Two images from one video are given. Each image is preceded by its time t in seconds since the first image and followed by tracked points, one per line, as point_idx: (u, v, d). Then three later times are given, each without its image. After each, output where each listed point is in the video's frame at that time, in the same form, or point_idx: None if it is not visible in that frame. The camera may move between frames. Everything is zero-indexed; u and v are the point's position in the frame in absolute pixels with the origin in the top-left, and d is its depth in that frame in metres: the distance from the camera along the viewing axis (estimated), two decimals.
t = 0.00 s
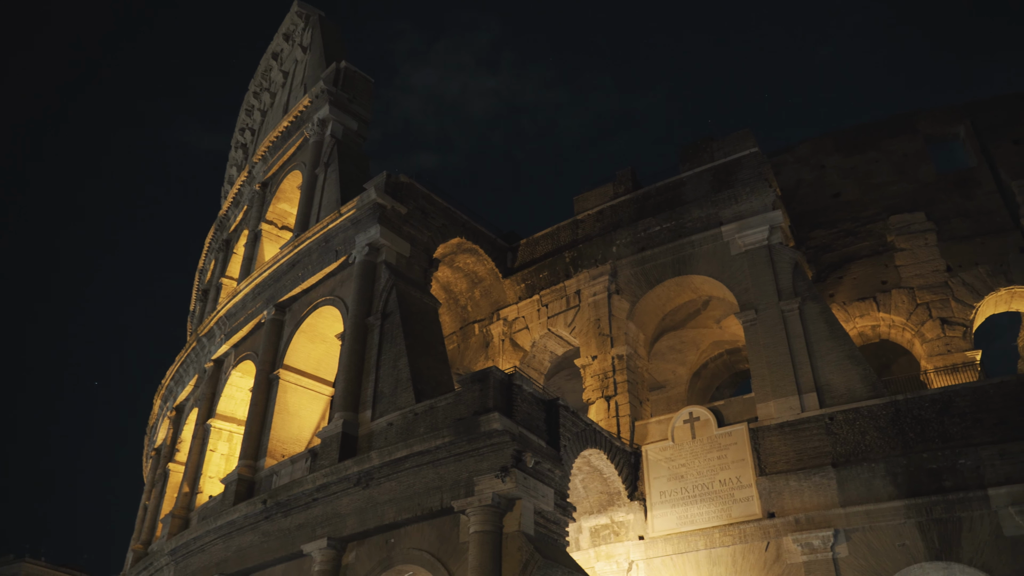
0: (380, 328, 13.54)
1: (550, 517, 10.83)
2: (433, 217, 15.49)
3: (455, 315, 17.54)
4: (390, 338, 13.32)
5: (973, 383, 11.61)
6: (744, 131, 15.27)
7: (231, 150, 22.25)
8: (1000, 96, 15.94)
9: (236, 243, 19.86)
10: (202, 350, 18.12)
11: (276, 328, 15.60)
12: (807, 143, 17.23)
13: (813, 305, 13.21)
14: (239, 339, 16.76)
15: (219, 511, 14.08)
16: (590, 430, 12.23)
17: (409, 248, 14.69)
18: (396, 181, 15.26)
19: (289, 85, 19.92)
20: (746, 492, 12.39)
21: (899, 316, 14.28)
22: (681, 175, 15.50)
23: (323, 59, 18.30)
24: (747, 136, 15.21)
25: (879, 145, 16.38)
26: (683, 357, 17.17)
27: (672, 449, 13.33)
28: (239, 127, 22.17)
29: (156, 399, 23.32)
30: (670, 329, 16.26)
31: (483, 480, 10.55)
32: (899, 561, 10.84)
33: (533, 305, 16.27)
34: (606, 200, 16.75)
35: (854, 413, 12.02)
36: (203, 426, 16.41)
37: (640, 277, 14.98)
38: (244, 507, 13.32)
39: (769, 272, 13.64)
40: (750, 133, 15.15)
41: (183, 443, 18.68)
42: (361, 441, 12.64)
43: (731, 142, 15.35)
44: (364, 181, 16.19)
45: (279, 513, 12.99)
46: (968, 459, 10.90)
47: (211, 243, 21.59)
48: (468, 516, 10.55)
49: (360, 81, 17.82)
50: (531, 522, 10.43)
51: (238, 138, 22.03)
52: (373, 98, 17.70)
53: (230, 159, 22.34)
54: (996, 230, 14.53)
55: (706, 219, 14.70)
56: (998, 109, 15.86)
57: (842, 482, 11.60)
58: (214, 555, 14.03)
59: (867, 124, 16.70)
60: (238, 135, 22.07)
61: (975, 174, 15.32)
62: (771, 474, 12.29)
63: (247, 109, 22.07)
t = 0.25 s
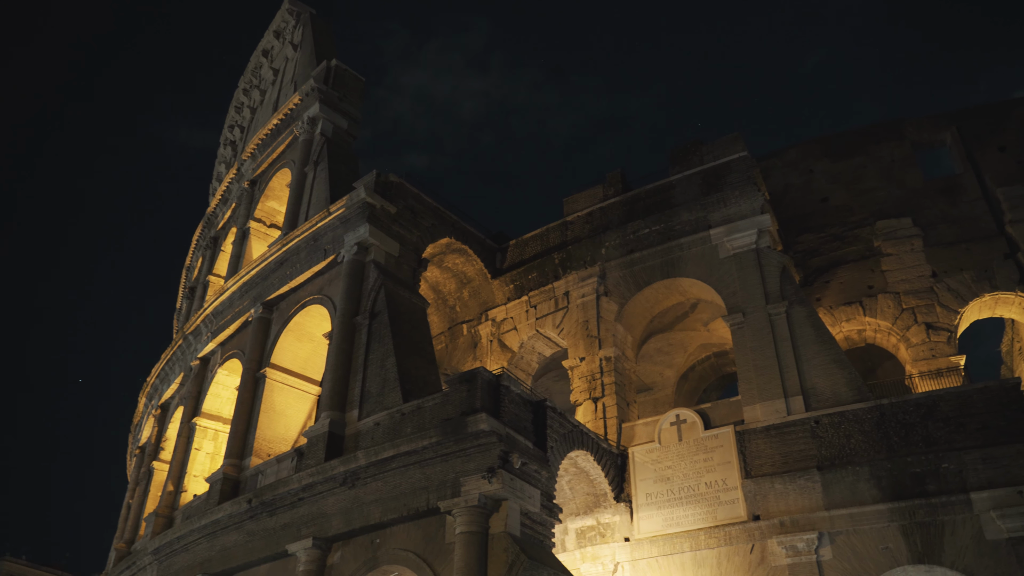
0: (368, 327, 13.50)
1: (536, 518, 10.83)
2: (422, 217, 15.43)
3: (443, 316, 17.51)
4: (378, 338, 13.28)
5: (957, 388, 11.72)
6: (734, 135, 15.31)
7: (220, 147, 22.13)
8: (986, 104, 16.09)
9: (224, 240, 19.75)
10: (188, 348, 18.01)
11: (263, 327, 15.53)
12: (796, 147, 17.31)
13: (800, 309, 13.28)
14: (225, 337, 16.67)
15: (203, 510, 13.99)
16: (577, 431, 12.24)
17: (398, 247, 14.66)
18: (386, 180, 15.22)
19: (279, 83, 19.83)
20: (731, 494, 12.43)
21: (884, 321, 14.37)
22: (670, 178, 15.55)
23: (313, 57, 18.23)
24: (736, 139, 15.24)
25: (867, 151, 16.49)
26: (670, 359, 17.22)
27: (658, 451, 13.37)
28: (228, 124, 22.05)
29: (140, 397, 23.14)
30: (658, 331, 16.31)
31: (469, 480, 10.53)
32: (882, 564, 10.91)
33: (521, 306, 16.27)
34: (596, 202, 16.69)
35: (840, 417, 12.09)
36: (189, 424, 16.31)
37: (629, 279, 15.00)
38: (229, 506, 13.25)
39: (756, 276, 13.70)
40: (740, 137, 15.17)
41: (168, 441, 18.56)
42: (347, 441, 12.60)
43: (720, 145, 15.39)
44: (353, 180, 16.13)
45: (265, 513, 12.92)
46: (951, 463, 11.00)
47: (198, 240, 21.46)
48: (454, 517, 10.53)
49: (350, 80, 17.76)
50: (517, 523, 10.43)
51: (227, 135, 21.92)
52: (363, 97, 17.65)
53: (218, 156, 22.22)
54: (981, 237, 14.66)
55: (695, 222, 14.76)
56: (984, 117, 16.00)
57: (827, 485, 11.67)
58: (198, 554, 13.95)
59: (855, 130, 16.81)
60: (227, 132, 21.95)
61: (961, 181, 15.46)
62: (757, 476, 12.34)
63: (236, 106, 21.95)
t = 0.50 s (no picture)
0: (353, 326, 13.46)
1: (519, 519, 10.83)
2: (408, 216, 15.39)
3: (428, 315, 17.47)
4: (363, 337, 13.24)
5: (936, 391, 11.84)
6: (720, 138, 15.38)
7: (205, 144, 21.98)
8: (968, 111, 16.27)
9: (208, 238, 19.62)
10: (171, 346, 17.87)
11: (246, 325, 15.44)
12: (781, 151, 17.42)
13: (784, 312, 13.36)
14: (208, 335, 16.56)
15: (184, 509, 13.89)
16: (561, 432, 12.25)
17: (383, 246, 14.62)
18: (372, 179, 15.17)
19: (265, 80, 19.73)
20: (713, 496, 12.50)
21: (866, 324, 14.48)
22: (656, 180, 15.60)
23: (300, 55, 18.15)
24: (723, 143, 15.31)
25: (851, 156, 16.62)
26: (654, 361, 17.29)
27: (642, 452, 13.41)
28: (213, 121, 21.91)
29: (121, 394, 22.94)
30: (642, 332, 16.35)
31: (452, 481, 10.52)
32: (861, 566, 11.00)
33: (506, 306, 16.27)
34: (582, 204, 16.75)
35: (821, 420, 12.18)
36: (170, 422, 16.18)
37: (614, 281, 15.03)
38: (210, 505, 13.16)
39: (740, 278, 13.78)
40: (726, 140, 15.27)
41: (149, 439, 18.41)
42: (330, 440, 12.55)
43: (706, 148, 15.47)
44: (339, 179, 16.07)
45: (246, 511, 12.85)
46: (930, 466, 11.12)
47: (181, 237, 21.30)
48: (437, 517, 10.52)
49: (337, 78, 17.69)
50: (500, 523, 10.42)
51: (212, 131, 21.77)
52: (351, 95, 17.59)
53: (203, 153, 22.07)
54: (962, 242, 14.82)
55: (681, 224, 14.81)
56: (966, 124, 16.17)
57: (808, 487, 11.76)
58: (179, 553, 13.84)
59: (839, 135, 16.95)
60: (212, 128, 21.81)
61: (943, 187, 15.62)
62: (739, 478, 12.41)
63: (222, 103, 21.81)
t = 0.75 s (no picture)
0: (335, 324, 13.40)
1: (500, 519, 10.81)
2: (392, 215, 15.33)
3: (411, 314, 17.41)
4: (345, 335, 13.18)
5: (914, 394, 11.96)
6: (704, 140, 15.45)
7: (187, 139, 21.80)
8: (948, 117, 16.45)
9: (189, 233, 19.46)
10: (150, 342, 17.72)
11: (227, 322, 15.33)
12: (764, 155, 17.53)
13: (765, 314, 13.44)
14: (188, 332, 16.43)
15: (162, 506, 13.77)
16: (542, 432, 12.26)
17: (366, 244, 14.56)
18: (356, 177, 15.12)
19: (249, 75, 19.60)
20: (693, 496, 12.56)
21: (846, 328, 14.58)
22: (640, 182, 15.64)
23: (285, 50, 18.04)
24: (707, 145, 15.38)
25: (833, 160, 16.76)
26: (636, 362, 17.35)
27: (623, 452, 13.45)
28: (196, 116, 21.74)
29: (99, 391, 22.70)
30: (624, 333, 16.39)
31: (433, 480, 10.50)
32: (839, 567, 11.09)
33: (489, 306, 16.26)
34: (566, 204, 16.77)
35: (801, 421, 12.27)
36: (149, 419, 16.05)
37: (597, 281, 15.06)
38: (188, 503, 13.05)
39: (723, 280, 13.85)
40: (710, 142, 15.33)
41: (127, 436, 18.24)
42: (311, 438, 12.49)
43: (690, 150, 15.53)
44: (323, 176, 16.00)
45: (225, 510, 12.76)
46: (907, 469, 11.24)
47: (162, 232, 21.11)
48: (417, 516, 10.49)
49: (322, 75, 17.60)
50: (480, 523, 10.41)
51: (195, 127, 21.60)
52: (335, 93, 17.51)
53: (185, 148, 21.89)
54: (941, 247, 14.99)
55: (664, 226, 14.87)
56: (947, 130, 16.35)
57: (787, 488, 11.84)
58: (156, 551, 13.72)
59: (822, 139, 17.08)
60: (195, 123, 21.64)
61: (923, 192, 15.79)
62: (718, 479, 12.48)
63: (205, 98, 21.65)
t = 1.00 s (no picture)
0: (316, 320, 13.34)
1: (480, 516, 10.82)
2: (375, 211, 15.27)
3: (393, 311, 17.36)
4: (326, 332, 13.13)
5: (891, 395, 12.08)
6: (687, 140, 15.49)
7: (168, 132, 21.61)
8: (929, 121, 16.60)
9: (170, 227, 19.30)
10: (129, 337, 17.56)
11: (208, 317, 15.23)
12: (747, 156, 17.61)
13: (746, 315, 13.51)
14: (168, 327, 16.30)
15: (140, 502, 13.65)
16: (524, 430, 12.28)
17: (349, 241, 14.50)
18: (339, 173, 15.05)
19: (232, 69, 19.44)
20: (673, 495, 12.62)
21: (826, 329, 14.69)
22: (624, 181, 15.67)
23: (268, 44, 17.92)
24: (690, 146, 15.43)
25: (815, 162, 16.87)
26: (618, 361, 17.40)
27: (603, 451, 13.48)
28: (177, 109, 21.54)
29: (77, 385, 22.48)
30: (607, 332, 16.43)
31: (414, 477, 10.49)
32: (816, 565, 11.19)
33: (472, 303, 16.25)
34: (549, 203, 16.77)
35: (780, 421, 12.36)
36: (127, 415, 15.90)
37: (580, 280, 15.07)
38: (166, 499, 12.95)
39: (705, 281, 13.91)
40: (693, 143, 15.40)
41: (105, 431, 18.08)
42: (291, 435, 12.43)
43: (674, 151, 15.59)
44: (305, 171, 15.91)
45: (203, 506, 12.67)
46: (884, 469, 11.35)
47: (142, 226, 20.93)
48: (397, 513, 10.48)
49: (306, 69, 17.49)
50: (460, 520, 10.41)
51: (176, 120, 21.41)
52: (319, 88, 17.40)
53: (166, 142, 21.69)
54: (920, 249, 15.14)
55: (647, 226, 14.89)
56: (927, 134, 16.50)
57: (766, 488, 11.92)
58: (133, 548, 13.62)
59: (804, 141, 17.18)
60: (177, 117, 21.45)
61: (903, 195, 15.94)
62: (698, 478, 12.54)
63: (187, 91, 21.46)
